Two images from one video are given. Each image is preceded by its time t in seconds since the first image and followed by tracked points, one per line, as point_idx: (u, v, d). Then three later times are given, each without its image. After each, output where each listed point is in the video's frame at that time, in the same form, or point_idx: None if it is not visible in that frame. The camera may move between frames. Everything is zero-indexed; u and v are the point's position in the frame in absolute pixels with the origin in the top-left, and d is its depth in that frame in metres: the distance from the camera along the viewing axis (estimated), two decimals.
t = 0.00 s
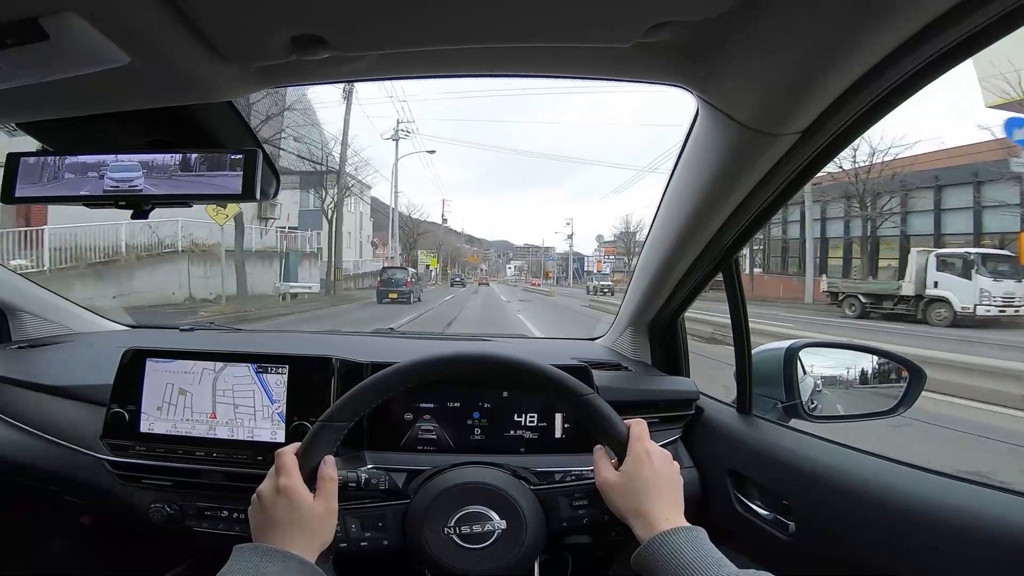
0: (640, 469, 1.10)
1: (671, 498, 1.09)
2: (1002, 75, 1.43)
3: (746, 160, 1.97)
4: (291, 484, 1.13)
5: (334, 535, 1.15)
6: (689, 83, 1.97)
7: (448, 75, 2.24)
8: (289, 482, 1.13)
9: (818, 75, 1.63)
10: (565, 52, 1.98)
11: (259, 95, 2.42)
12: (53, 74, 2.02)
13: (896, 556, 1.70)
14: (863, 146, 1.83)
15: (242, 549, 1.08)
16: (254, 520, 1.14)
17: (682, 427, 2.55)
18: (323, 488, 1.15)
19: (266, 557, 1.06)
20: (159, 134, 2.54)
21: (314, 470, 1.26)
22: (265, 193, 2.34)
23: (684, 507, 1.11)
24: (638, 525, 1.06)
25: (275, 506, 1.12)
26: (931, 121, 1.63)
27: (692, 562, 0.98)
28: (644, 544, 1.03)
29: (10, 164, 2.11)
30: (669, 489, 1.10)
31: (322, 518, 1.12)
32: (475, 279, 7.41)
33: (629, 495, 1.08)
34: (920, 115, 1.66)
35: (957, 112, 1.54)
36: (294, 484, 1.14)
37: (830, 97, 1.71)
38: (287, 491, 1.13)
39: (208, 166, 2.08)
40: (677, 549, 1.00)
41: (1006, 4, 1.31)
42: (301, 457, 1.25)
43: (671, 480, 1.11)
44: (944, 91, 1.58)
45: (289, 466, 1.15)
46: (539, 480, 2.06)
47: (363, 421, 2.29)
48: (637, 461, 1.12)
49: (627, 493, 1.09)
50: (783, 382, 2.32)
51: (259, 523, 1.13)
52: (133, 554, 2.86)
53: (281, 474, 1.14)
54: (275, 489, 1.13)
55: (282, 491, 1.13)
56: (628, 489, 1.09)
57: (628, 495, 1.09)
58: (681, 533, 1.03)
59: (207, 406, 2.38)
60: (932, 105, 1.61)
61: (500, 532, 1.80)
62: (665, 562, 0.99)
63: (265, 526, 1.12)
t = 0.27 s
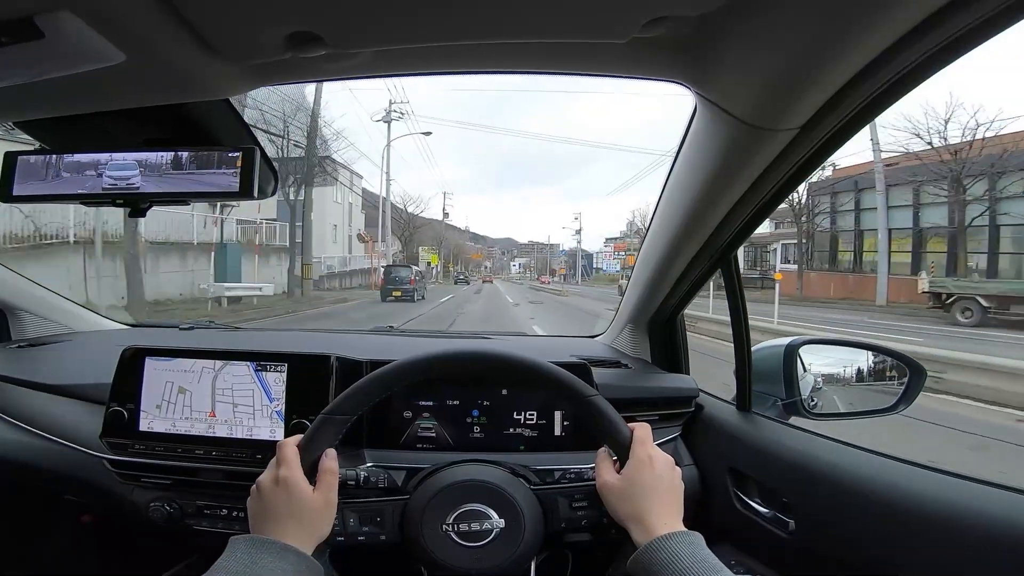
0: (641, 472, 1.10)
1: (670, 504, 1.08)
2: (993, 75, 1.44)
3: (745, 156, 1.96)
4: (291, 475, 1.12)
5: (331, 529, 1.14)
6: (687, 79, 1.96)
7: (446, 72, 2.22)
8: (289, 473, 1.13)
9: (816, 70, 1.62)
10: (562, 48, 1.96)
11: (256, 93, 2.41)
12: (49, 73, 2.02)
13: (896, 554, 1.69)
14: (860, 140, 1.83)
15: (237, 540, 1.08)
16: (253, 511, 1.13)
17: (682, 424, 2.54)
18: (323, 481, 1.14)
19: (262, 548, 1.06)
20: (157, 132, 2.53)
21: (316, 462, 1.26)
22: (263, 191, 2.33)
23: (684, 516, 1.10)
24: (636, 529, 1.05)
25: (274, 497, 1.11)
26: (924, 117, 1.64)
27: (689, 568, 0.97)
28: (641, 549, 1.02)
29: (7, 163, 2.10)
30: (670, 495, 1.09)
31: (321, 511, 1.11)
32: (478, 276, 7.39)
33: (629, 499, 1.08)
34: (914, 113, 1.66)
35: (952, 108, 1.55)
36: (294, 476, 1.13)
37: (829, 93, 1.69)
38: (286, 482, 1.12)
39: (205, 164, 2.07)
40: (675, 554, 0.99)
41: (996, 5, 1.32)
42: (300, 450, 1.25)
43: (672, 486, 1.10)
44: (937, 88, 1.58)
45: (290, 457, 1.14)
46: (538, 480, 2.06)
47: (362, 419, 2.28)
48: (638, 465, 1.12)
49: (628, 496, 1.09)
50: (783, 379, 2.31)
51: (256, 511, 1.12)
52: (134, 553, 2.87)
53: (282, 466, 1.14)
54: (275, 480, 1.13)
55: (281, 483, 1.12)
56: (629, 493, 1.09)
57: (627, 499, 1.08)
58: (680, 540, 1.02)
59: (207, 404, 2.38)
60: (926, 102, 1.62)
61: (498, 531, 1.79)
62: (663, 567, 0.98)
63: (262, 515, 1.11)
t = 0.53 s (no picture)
0: (642, 473, 1.10)
1: (669, 508, 1.08)
2: (988, 75, 1.45)
3: (745, 154, 1.96)
4: (294, 471, 1.12)
5: (333, 525, 1.14)
6: (687, 78, 1.96)
7: (446, 71, 2.22)
8: (291, 468, 1.13)
9: (816, 69, 1.62)
10: (562, 47, 1.96)
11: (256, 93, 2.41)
12: (48, 73, 2.02)
13: (896, 551, 1.70)
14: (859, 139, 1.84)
15: (239, 535, 1.08)
16: (253, 505, 1.13)
17: (682, 423, 2.54)
18: (327, 477, 1.14)
19: (264, 545, 1.06)
20: (156, 132, 2.53)
21: (318, 460, 1.26)
22: (264, 190, 2.34)
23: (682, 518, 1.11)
24: (636, 531, 1.06)
25: (277, 492, 1.11)
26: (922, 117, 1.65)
27: (688, 569, 0.98)
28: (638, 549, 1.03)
29: (8, 163, 2.10)
30: (669, 497, 1.10)
31: (324, 507, 1.12)
32: (480, 275, 7.39)
33: (629, 500, 1.08)
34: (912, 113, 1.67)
35: (950, 107, 1.55)
36: (298, 472, 1.13)
37: (829, 92, 1.69)
38: (290, 477, 1.12)
39: (206, 164, 2.07)
40: (674, 555, 1.00)
41: (990, 6, 1.33)
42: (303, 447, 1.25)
43: (672, 488, 1.11)
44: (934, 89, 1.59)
45: (293, 453, 1.14)
46: (540, 479, 2.07)
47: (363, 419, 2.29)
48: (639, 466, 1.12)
49: (628, 497, 1.09)
50: (782, 377, 2.32)
51: (257, 507, 1.12)
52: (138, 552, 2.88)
53: (285, 461, 1.14)
54: (277, 475, 1.12)
55: (284, 478, 1.12)
56: (629, 494, 1.09)
57: (627, 498, 1.09)
58: (679, 541, 1.02)
59: (208, 404, 2.38)
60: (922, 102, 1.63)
61: (499, 530, 1.80)
62: (661, 568, 0.98)
63: (263, 511, 1.11)
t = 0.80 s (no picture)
0: (645, 475, 1.10)
1: (672, 513, 1.08)
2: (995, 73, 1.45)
3: (747, 152, 1.96)
4: (299, 464, 1.12)
5: (336, 521, 1.14)
6: (688, 75, 1.96)
7: (448, 69, 2.22)
8: (296, 462, 1.13)
9: (818, 67, 1.62)
10: (565, 44, 1.96)
11: (256, 92, 2.41)
12: (49, 72, 2.01)
13: (898, 549, 1.70)
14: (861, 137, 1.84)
15: (241, 529, 1.07)
16: (257, 499, 1.12)
17: (683, 421, 2.54)
18: (331, 472, 1.13)
19: (265, 540, 1.05)
20: (157, 131, 2.53)
21: (322, 455, 1.26)
22: (265, 189, 2.33)
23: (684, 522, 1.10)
24: (636, 533, 1.06)
25: (281, 486, 1.10)
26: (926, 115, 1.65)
27: (689, 573, 0.97)
28: (638, 554, 1.03)
29: (8, 163, 2.10)
30: (672, 501, 1.09)
31: (327, 502, 1.11)
32: (483, 273, 7.38)
33: (631, 502, 1.08)
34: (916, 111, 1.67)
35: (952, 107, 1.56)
36: (302, 466, 1.13)
37: (830, 90, 1.69)
38: (294, 472, 1.12)
39: (208, 163, 2.07)
40: (674, 558, 0.99)
41: (998, 3, 1.33)
42: (308, 441, 1.25)
43: (676, 492, 1.11)
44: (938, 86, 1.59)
45: (298, 446, 1.14)
46: (542, 478, 2.08)
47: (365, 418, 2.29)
48: (645, 472, 1.11)
49: (630, 499, 1.09)
50: (784, 375, 2.32)
51: (260, 500, 1.12)
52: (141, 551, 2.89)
53: (290, 455, 1.13)
54: (281, 469, 1.12)
55: (289, 473, 1.12)
56: (631, 496, 1.09)
57: (630, 503, 1.08)
58: (680, 545, 1.02)
59: (210, 403, 2.38)
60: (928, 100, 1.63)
61: (500, 530, 1.80)
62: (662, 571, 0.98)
63: (266, 505, 1.10)
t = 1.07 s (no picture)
0: (650, 483, 1.10)
1: (674, 521, 1.07)
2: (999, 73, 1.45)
3: (748, 153, 1.96)
4: (303, 458, 1.12)
5: (337, 517, 1.13)
6: (689, 76, 1.96)
7: (450, 70, 2.22)
8: (300, 456, 1.13)
9: (819, 67, 1.62)
10: (567, 45, 1.96)
11: (258, 93, 2.41)
12: (51, 73, 2.02)
13: (899, 551, 1.70)
14: (863, 139, 1.84)
15: (243, 523, 1.07)
16: (259, 493, 1.12)
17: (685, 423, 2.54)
18: (334, 467, 1.13)
19: (266, 535, 1.05)
20: (159, 132, 2.53)
21: (326, 451, 1.25)
22: (266, 190, 2.33)
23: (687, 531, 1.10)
24: (637, 540, 1.05)
25: (283, 480, 1.10)
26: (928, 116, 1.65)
27: None
28: (638, 561, 1.02)
29: (10, 163, 2.10)
30: (674, 509, 1.09)
31: (329, 498, 1.10)
32: (486, 273, 7.37)
33: (634, 508, 1.08)
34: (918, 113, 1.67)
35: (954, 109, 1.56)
36: (306, 461, 1.12)
37: (831, 91, 1.69)
38: (297, 466, 1.12)
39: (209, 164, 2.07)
40: (675, 566, 0.99)
41: (1001, 3, 1.33)
42: (312, 437, 1.25)
43: (679, 501, 1.10)
44: (941, 87, 1.59)
45: (303, 440, 1.14)
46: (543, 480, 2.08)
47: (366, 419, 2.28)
48: (650, 480, 1.11)
49: (633, 505, 1.09)
50: (785, 377, 2.31)
51: (262, 494, 1.11)
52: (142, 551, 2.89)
53: (294, 450, 1.14)
54: (285, 463, 1.12)
55: (292, 467, 1.12)
56: (634, 502, 1.09)
57: (633, 509, 1.08)
58: (681, 553, 1.01)
59: (211, 404, 2.38)
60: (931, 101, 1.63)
61: (500, 531, 1.79)
62: None
63: (268, 498, 1.10)
